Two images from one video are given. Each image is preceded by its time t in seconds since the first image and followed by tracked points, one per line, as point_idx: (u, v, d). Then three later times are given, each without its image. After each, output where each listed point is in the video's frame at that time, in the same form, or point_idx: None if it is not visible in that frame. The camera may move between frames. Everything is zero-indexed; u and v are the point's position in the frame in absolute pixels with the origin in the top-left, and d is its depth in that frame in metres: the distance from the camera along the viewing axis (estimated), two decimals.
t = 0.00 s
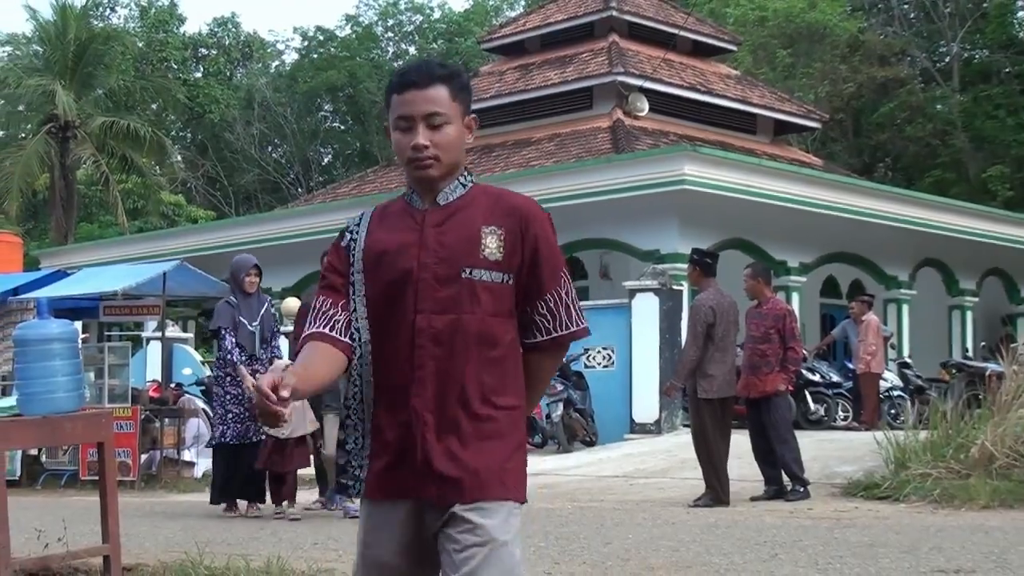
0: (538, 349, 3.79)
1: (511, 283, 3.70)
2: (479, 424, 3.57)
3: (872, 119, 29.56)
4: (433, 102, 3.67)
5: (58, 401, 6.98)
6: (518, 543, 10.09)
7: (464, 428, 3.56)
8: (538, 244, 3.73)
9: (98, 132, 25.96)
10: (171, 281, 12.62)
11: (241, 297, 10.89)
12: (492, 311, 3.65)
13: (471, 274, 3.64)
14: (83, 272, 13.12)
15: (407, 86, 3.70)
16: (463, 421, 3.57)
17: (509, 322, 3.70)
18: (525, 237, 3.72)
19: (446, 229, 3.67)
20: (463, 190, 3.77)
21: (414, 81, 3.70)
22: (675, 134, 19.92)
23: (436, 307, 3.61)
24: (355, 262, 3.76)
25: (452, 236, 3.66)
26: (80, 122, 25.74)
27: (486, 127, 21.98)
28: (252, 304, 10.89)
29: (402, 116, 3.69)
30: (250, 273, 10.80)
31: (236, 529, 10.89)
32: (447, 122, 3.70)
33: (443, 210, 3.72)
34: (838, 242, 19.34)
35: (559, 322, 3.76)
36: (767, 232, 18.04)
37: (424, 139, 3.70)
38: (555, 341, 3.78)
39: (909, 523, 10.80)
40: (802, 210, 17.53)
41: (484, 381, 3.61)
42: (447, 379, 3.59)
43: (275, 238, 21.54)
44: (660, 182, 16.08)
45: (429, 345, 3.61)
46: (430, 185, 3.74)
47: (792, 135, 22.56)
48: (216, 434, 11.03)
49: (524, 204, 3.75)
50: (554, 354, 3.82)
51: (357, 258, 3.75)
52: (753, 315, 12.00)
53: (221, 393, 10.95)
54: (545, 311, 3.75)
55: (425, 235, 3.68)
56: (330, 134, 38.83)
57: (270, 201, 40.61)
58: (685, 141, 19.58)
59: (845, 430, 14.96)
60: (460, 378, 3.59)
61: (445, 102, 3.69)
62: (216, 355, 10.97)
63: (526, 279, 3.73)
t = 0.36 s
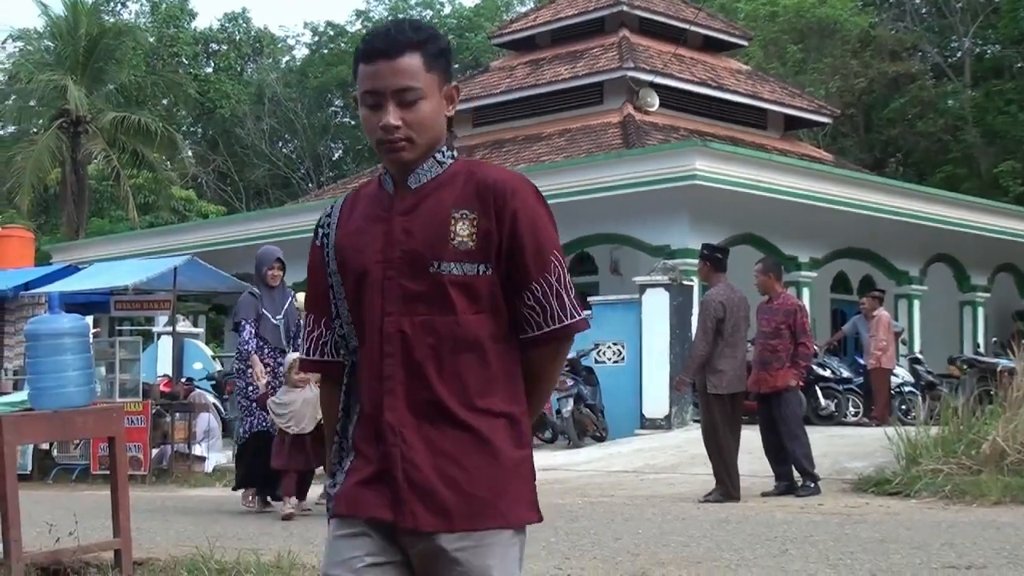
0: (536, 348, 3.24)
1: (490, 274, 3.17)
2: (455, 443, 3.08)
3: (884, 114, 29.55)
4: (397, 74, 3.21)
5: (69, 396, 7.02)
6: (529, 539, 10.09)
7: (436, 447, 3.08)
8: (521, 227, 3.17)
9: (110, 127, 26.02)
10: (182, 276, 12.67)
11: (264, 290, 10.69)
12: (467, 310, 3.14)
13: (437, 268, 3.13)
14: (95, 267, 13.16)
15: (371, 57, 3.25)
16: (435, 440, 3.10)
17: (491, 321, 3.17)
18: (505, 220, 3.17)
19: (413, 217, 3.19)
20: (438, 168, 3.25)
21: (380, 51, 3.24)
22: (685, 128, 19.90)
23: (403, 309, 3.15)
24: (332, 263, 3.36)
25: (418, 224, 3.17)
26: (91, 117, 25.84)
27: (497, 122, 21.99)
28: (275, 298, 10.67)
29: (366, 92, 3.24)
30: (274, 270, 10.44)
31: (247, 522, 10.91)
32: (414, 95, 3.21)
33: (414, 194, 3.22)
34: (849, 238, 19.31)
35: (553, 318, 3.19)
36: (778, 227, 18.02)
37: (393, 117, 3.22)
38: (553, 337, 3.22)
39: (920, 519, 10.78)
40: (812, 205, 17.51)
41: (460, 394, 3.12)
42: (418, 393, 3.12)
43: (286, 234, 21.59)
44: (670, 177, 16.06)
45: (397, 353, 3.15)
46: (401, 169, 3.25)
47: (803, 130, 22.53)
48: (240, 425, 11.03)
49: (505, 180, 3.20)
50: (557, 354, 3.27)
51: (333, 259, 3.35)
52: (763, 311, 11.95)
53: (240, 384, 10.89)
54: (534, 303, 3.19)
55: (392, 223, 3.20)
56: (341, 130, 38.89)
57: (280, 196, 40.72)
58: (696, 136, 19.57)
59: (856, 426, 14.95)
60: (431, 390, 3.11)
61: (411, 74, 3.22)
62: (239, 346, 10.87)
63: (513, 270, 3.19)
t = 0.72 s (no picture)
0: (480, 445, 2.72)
1: (426, 352, 2.66)
2: (375, 556, 2.57)
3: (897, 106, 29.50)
4: (315, 111, 2.73)
5: (85, 388, 6.99)
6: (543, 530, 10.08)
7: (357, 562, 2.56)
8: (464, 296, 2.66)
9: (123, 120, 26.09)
10: (195, 269, 12.70)
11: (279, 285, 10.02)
12: (393, 396, 2.62)
13: (361, 345, 2.61)
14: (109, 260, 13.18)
15: (284, 89, 2.76)
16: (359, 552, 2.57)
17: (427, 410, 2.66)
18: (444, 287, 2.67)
19: (337, 281, 2.66)
20: (370, 224, 2.73)
21: (294, 83, 2.75)
22: (698, 121, 19.87)
23: (323, 394, 2.63)
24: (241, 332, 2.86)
25: (342, 289, 2.65)
26: (104, 110, 25.88)
27: (511, 115, 21.99)
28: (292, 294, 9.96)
29: (279, 127, 2.74)
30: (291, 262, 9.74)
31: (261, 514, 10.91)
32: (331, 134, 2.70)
33: (336, 255, 2.71)
34: (861, 230, 19.26)
35: (497, 407, 2.69)
36: (790, 219, 18.01)
37: (306, 160, 2.70)
38: (500, 430, 2.69)
39: (934, 510, 10.75)
40: (825, 197, 17.50)
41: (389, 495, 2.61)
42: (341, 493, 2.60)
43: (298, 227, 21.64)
44: (683, 169, 16.05)
45: (314, 446, 2.63)
46: (323, 225, 2.74)
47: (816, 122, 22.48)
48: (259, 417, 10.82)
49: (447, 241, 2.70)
50: (503, 451, 2.73)
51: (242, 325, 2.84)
52: (777, 303, 11.90)
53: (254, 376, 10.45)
54: (476, 390, 2.68)
55: (308, 288, 2.69)
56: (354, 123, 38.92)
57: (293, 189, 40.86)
58: (708, 129, 19.52)
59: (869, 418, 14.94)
60: (357, 492, 2.60)
61: (332, 113, 2.73)
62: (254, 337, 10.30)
63: (454, 349, 2.68)
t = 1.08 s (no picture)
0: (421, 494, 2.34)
1: (357, 381, 2.29)
2: None
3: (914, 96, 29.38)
4: (246, 87, 2.34)
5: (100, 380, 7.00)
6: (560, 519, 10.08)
7: None
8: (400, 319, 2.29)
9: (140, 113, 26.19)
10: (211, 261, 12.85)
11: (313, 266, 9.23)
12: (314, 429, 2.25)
13: (283, 368, 2.25)
14: (126, 251, 13.27)
15: (211, 64, 2.40)
16: None
17: (349, 450, 2.27)
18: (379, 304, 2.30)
19: (254, 289, 2.32)
20: (308, 225, 2.38)
21: (223, 53, 2.39)
22: (713, 111, 19.83)
23: (231, 420, 2.28)
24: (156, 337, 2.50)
25: (260, 299, 2.29)
26: (121, 102, 25.99)
27: (526, 107, 21.99)
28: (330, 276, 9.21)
29: (204, 103, 2.37)
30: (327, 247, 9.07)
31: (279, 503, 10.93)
32: (257, 113, 2.33)
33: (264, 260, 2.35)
34: (878, 222, 19.21)
35: (436, 453, 2.30)
36: (806, 210, 17.97)
37: (229, 141, 2.32)
38: (442, 476, 2.31)
39: (952, 501, 10.71)
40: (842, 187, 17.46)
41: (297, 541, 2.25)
42: (238, 538, 2.26)
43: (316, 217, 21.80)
44: (700, 159, 16.01)
45: (220, 480, 2.29)
46: (254, 222, 2.39)
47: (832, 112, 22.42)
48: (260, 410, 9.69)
49: (387, 250, 2.33)
50: (449, 503, 2.35)
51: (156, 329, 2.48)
52: (795, 293, 11.90)
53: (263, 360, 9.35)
54: (410, 429, 2.31)
55: (229, 296, 2.34)
56: (369, 114, 38.95)
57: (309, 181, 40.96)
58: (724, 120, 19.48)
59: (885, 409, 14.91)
60: (254, 540, 2.25)
61: (266, 89, 2.35)
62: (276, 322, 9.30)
63: (388, 378, 2.31)
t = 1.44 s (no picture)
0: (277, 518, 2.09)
1: (191, 398, 2.06)
2: None
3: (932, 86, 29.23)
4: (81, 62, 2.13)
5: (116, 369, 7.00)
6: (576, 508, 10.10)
7: None
8: (243, 325, 2.07)
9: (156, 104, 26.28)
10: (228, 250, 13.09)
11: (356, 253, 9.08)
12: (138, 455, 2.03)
13: (104, 390, 2.05)
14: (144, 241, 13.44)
15: (39, 34, 2.18)
16: None
17: (183, 480, 2.05)
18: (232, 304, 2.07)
19: (82, 302, 2.11)
20: (151, 219, 2.15)
21: (53, 18, 2.17)
22: (729, 101, 19.78)
23: (55, 445, 2.09)
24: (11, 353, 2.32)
25: (87, 309, 2.10)
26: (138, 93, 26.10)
27: (542, 97, 21.98)
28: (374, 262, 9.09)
29: (35, 86, 2.16)
30: (369, 237, 8.90)
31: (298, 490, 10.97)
32: (90, 92, 2.10)
33: (99, 265, 2.15)
34: (895, 212, 19.15)
35: (294, 473, 2.08)
36: (823, 200, 17.93)
37: (58, 126, 2.11)
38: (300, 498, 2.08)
39: (968, 492, 10.68)
40: (859, 177, 17.40)
41: None
42: None
43: (333, 207, 21.87)
44: (716, 149, 15.97)
45: (45, 511, 2.10)
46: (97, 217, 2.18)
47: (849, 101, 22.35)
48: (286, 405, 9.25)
49: (222, 241, 2.10)
50: (313, 529, 2.08)
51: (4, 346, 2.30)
52: (815, 284, 11.86)
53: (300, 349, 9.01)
54: (261, 451, 2.08)
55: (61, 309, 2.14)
56: (386, 103, 38.74)
57: (325, 171, 41.04)
58: (740, 109, 19.44)
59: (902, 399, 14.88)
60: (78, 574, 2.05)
61: (99, 66, 2.13)
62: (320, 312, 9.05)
63: (231, 395, 2.08)
